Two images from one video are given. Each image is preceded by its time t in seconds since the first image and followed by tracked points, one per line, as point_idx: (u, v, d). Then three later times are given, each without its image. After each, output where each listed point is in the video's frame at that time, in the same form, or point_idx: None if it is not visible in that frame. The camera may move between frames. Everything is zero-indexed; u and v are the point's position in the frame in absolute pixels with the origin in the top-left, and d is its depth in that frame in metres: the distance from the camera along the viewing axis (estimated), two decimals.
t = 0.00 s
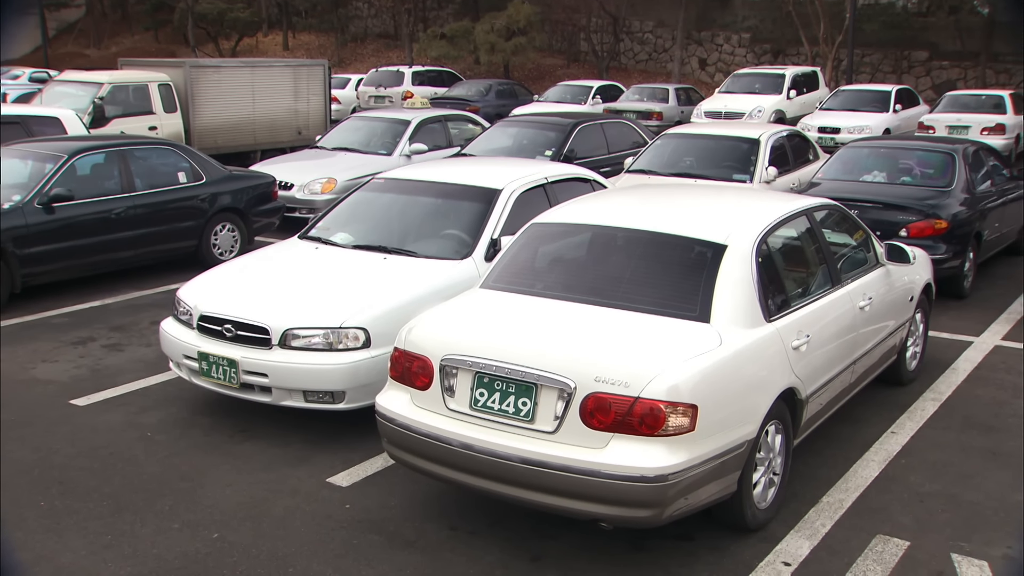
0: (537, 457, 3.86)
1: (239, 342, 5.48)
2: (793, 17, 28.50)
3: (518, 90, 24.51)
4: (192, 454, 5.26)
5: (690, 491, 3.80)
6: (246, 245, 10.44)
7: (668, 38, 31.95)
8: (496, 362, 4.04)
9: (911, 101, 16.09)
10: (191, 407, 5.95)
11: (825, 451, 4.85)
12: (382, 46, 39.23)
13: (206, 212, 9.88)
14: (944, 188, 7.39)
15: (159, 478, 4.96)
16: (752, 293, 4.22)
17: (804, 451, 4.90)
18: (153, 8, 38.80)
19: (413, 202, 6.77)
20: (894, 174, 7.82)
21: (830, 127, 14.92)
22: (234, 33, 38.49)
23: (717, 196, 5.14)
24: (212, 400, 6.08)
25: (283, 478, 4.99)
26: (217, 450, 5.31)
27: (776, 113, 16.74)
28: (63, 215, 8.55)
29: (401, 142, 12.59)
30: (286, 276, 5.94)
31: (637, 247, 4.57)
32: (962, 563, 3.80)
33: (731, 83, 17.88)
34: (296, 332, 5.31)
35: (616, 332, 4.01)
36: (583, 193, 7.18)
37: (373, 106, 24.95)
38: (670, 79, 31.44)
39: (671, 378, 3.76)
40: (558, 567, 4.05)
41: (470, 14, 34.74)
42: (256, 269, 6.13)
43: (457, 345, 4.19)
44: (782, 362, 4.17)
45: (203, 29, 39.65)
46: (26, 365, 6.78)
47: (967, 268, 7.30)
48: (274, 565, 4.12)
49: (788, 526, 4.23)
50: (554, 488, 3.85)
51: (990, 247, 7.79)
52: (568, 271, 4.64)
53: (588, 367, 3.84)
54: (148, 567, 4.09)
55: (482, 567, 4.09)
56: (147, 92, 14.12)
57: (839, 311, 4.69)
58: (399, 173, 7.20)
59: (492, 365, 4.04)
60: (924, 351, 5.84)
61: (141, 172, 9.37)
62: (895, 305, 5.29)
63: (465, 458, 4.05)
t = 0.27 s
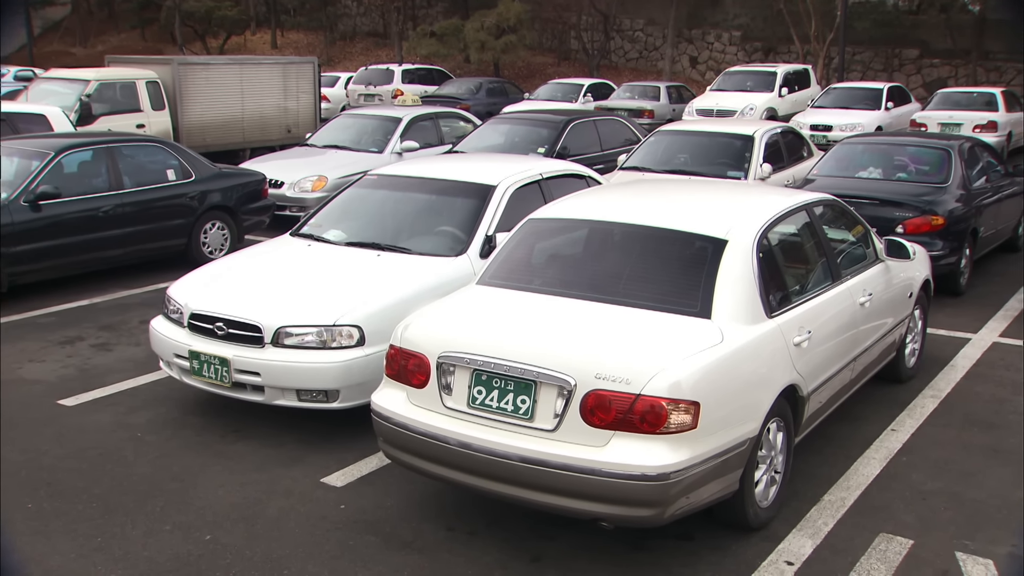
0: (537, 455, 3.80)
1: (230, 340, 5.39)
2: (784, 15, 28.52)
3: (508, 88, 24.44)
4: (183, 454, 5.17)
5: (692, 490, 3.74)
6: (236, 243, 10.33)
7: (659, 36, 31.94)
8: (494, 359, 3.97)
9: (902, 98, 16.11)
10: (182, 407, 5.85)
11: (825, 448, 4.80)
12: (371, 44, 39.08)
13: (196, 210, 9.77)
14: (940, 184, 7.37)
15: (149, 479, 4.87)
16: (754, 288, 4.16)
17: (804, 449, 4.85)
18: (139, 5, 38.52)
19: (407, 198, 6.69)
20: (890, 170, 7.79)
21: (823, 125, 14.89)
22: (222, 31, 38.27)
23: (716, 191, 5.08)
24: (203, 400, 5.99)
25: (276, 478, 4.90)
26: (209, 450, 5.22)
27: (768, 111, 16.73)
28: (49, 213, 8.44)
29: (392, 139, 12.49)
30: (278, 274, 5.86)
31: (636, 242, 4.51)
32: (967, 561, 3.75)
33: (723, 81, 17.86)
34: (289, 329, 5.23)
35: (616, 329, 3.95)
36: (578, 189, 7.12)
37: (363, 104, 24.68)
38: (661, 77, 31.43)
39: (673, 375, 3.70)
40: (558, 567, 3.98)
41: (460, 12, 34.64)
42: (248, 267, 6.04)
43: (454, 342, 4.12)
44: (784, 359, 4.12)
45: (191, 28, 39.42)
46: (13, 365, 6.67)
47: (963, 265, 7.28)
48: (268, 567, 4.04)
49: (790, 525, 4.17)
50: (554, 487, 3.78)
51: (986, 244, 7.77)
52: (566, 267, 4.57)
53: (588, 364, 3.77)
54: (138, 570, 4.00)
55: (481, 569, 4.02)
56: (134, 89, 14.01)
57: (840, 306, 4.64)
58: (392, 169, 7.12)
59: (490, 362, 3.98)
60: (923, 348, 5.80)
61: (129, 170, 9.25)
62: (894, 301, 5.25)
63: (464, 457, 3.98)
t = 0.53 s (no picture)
0: (537, 454, 3.73)
1: (222, 338, 5.30)
2: (775, 14, 28.53)
3: (499, 87, 24.37)
4: (174, 455, 5.08)
5: (695, 489, 3.68)
6: (227, 241, 10.21)
7: (649, 35, 31.92)
8: (493, 357, 3.91)
9: (894, 97, 16.13)
10: (172, 407, 5.76)
11: (825, 447, 4.76)
12: (361, 43, 38.93)
13: (185, 208, 9.66)
14: (936, 182, 7.35)
15: (140, 480, 4.78)
16: (755, 284, 4.11)
17: (804, 448, 4.80)
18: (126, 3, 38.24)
19: (400, 195, 6.62)
20: (885, 167, 7.77)
21: (814, 124, 14.84)
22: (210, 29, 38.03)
23: (714, 187, 5.03)
24: (194, 399, 5.90)
25: (270, 479, 4.82)
26: (200, 450, 5.14)
27: (759, 109, 16.70)
28: (36, 211, 8.32)
29: (384, 137, 12.41)
30: (270, 271, 5.78)
31: (635, 237, 4.45)
32: (971, 561, 3.70)
33: (715, 80, 17.83)
34: (282, 328, 5.15)
35: (616, 325, 3.89)
36: (573, 186, 7.06)
37: (352, 102, 24.47)
38: (651, 76, 31.41)
39: (675, 372, 3.64)
40: (557, 568, 3.92)
41: (450, 11, 34.54)
42: (240, 264, 5.96)
43: (451, 339, 4.05)
44: (786, 356, 4.07)
45: (178, 26, 39.18)
46: None
47: (960, 262, 7.25)
48: (262, 570, 3.96)
49: (792, 525, 4.12)
50: (554, 487, 3.72)
51: (982, 242, 7.75)
52: (564, 263, 4.51)
53: (589, 361, 3.71)
54: (129, 573, 3.92)
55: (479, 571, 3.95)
56: (122, 87, 13.84)
57: (841, 303, 4.60)
58: (385, 166, 7.04)
59: (488, 359, 3.91)
60: (922, 346, 5.77)
61: (118, 167, 9.14)
62: (894, 298, 5.21)
63: (462, 456, 3.92)
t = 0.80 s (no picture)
0: (538, 453, 3.67)
1: (215, 337, 5.22)
2: (767, 12, 28.54)
3: (490, 85, 24.30)
4: (166, 455, 5.00)
5: (698, 487, 3.63)
6: (218, 240, 10.11)
7: (641, 33, 31.92)
8: (493, 353, 3.85)
9: (886, 95, 16.14)
10: (164, 406, 5.68)
11: (826, 444, 4.72)
12: (351, 41, 38.80)
13: (176, 206, 9.56)
14: (933, 178, 7.32)
15: (132, 481, 4.70)
16: (758, 280, 4.06)
17: (805, 445, 4.76)
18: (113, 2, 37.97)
19: (395, 191, 6.55)
20: (882, 164, 7.74)
21: (808, 120, 14.83)
22: (198, 27, 37.81)
23: (714, 182, 4.98)
24: (186, 399, 5.81)
25: (265, 479, 4.75)
26: (193, 450, 5.06)
27: (752, 107, 16.69)
28: (24, 208, 8.22)
29: (376, 135, 12.33)
30: (264, 268, 5.70)
31: (635, 232, 4.40)
32: (977, 559, 3.66)
33: (707, 77, 17.82)
34: (276, 326, 5.08)
35: (619, 322, 3.83)
36: (569, 182, 7.00)
37: (342, 101, 24.31)
38: (643, 74, 31.38)
39: (679, 368, 3.59)
40: (559, 569, 3.86)
41: (440, 9, 34.44)
42: (233, 261, 5.88)
43: (450, 336, 3.99)
44: (789, 352, 4.02)
45: (166, 25, 38.94)
46: None
47: (957, 259, 7.23)
48: (258, 571, 3.89)
49: (795, 523, 4.07)
50: (556, 486, 3.66)
51: (978, 238, 7.73)
52: (563, 259, 4.45)
53: (591, 358, 3.65)
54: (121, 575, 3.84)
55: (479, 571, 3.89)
56: (111, 84, 13.69)
57: (842, 299, 4.55)
58: (379, 162, 6.97)
59: (488, 356, 3.85)
60: (921, 343, 5.73)
61: (107, 165, 9.04)
62: (894, 295, 5.17)
63: (461, 455, 3.86)
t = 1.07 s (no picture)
0: (540, 452, 3.62)
1: (209, 335, 5.15)
2: (759, 10, 28.54)
3: (483, 83, 24.25)
4: (159, 455, 4.92)
5: (703, 486, 3.57)
6: (209, 238, 10.01)
7: (633, 32, 31.91)
8: (493, 351, 3.79)
9: (879, 93, 16.15)
10: (156, 406, 5.59)
11: (829, 443, 4.67)
12: (342, 39, 38.67)
13: (167, 204, 9.46)
14: (931, 174, 7.29)
15: (125, 482, 4.62)
16: (762, 276, 4.01)
17: (807, 444, 4.71)
18: None
19: (390, 188, 6.49)
20: (879, 160, 7.71)
21: (800, 120, 14.78)
22: (188, 25, 37.60)
23: (715, 177, 4.92)
24: (179, 398, 5.73)
25: (260, 479, 4.68)
26: (187, 450, 4.98)
27: (745, 105, 16.67)
28: (14, 206, 8.11)
29: (369, 133, 12.25)
30: (258, 266, 5.63)
31: (636, 228, 4.34)
32: (984, 559, 3.61)
33: (700, 76, 17.79)
34: (271, 323, 5.01)
35: (622, 318, 3.78)
36: (565, 178, 6.95)
37: (334, 100, 24.49)
38: (635, 73, 31.36)
39: (683, 365, 3.54)
40: (561, 570, 3.80)
41: (432, 7, 34.34)
42: (227, 259, 5.80)
43: (450, 333, 3.93)
44: (793, 349, 3.97)
45: (155, 23, 38.71)
46: None
47: (954, 256, 7.20)
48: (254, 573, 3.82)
49: (799, 523, 4.01)
50: (558, 485, 3.61)
51: (976, 235, 7.71)
52: (563, 255, 4.40)
53: (594, 355, 3.60)
54: None
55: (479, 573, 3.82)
56: (100, 81, 13.58)
57: (845, 295, 4.50)
58: (374, 159, 6.90)
59: (489, 353, 3.79)
60: (922, 340, 5.70)
61: (97, 162, 8.94)
62: (896, 291, 5.13)
63: (462, 455, 3.80)
